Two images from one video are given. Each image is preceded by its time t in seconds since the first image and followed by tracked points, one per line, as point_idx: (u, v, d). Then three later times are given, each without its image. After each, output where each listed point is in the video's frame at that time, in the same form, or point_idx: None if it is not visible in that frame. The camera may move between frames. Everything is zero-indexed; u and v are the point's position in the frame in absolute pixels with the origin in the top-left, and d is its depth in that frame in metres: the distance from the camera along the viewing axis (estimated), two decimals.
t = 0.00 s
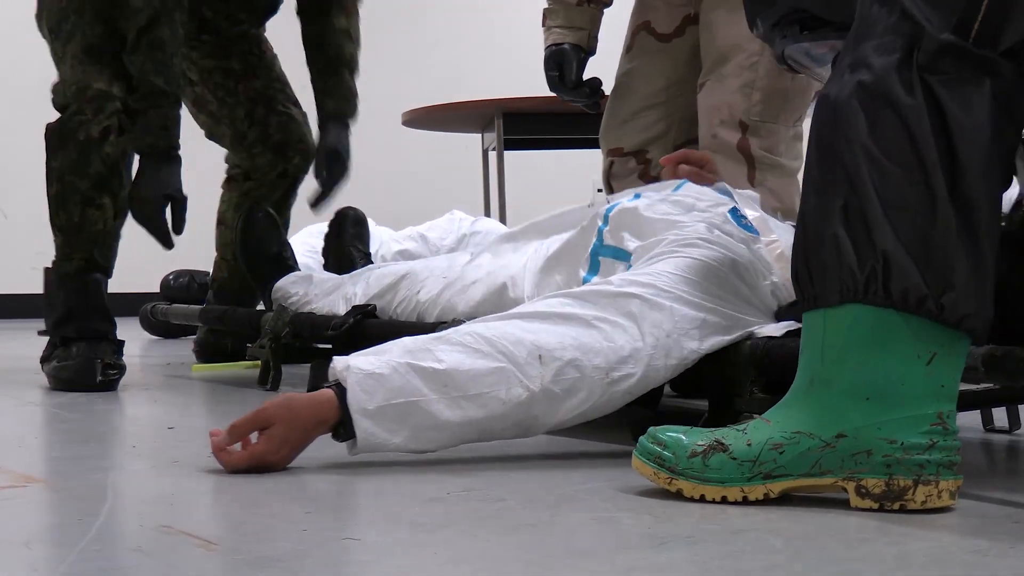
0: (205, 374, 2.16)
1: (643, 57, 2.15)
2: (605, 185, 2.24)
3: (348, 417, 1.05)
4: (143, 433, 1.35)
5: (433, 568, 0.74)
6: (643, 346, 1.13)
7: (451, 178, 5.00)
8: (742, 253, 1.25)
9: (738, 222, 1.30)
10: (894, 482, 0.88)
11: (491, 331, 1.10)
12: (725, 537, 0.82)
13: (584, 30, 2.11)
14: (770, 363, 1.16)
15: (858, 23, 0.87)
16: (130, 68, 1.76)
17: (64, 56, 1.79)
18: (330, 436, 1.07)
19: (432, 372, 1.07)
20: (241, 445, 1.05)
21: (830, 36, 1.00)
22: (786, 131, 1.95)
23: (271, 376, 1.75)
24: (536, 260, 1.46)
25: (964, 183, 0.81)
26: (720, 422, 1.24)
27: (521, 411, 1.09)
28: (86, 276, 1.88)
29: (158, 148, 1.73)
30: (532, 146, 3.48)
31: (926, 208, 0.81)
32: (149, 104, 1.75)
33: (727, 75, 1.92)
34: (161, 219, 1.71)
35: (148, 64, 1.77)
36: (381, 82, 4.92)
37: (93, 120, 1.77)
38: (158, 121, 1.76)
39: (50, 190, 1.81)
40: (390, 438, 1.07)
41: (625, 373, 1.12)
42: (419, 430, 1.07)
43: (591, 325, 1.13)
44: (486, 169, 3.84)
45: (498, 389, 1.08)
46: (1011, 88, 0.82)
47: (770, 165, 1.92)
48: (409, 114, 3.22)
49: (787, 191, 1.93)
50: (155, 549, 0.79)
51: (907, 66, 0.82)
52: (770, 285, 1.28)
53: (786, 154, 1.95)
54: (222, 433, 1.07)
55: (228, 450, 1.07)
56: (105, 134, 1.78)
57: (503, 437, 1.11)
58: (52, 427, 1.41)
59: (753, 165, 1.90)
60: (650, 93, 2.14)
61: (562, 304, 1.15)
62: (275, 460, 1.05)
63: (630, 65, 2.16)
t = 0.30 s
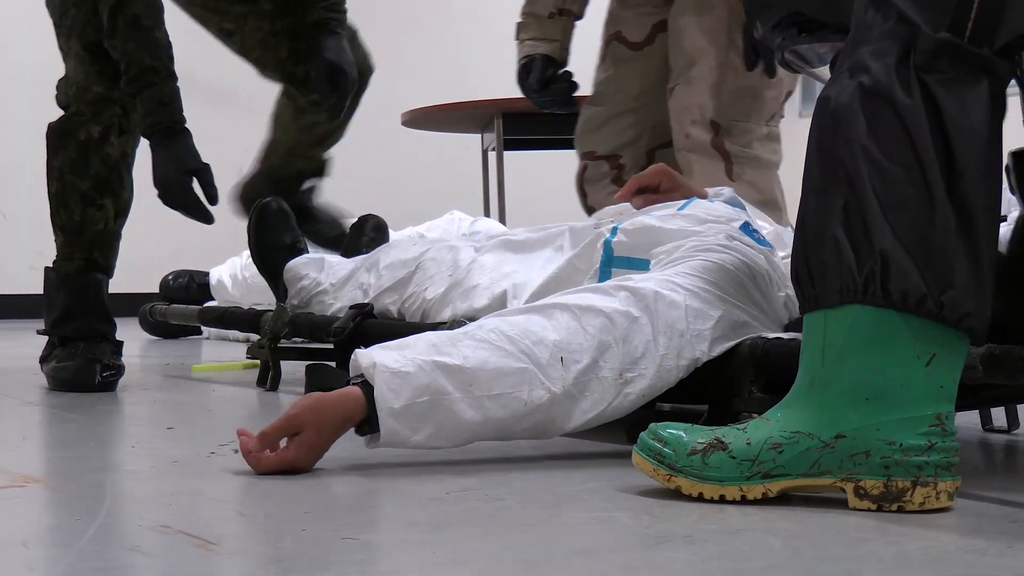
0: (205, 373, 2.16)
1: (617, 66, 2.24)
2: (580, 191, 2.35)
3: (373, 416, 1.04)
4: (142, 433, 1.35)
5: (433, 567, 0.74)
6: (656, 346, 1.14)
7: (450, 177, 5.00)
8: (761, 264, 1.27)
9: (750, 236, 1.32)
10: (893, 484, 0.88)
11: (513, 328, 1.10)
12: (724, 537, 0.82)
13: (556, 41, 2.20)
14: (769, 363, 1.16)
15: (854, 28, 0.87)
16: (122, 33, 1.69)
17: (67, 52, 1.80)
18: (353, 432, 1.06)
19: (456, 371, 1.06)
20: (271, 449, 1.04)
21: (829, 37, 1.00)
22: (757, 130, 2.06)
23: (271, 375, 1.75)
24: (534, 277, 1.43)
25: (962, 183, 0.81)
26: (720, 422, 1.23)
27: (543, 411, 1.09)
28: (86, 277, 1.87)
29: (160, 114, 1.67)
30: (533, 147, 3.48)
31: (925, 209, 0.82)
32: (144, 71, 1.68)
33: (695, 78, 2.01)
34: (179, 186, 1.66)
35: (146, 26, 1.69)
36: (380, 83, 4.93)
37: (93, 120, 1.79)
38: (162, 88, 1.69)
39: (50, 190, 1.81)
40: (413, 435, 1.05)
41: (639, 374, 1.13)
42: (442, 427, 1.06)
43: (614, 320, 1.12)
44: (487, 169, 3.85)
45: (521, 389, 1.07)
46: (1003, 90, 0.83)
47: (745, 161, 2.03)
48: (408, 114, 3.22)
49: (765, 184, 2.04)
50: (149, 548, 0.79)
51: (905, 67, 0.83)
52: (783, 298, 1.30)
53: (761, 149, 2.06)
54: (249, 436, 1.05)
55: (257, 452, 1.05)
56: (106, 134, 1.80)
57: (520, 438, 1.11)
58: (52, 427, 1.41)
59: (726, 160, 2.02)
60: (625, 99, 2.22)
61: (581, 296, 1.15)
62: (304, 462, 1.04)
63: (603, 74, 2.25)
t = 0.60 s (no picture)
0: (198, 374, 2.15)
1: (580, 74, 2.24)
2: (551, 197, 2.32)
3: (363, 417, 1.04)
4: (135, 434, 1.34)
5: (429, 567, 0.74)
6: (648, 346, 1.14)
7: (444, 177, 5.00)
8: (751, 259, 1.27)
9: (738, 231, 1.31)
10: (886, 483, 0.88)
11: (504, 334, 1.10)
12: (719, 537, 0.82)
13: (495, 55, 2.24)
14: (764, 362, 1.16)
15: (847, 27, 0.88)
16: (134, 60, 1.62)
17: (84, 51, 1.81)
18: (343, 435, 1.06)
19: (449, 375, 1.06)
20: (262, 448, 1.04)
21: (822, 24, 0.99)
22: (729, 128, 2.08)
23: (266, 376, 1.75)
24: (526, 272, 1.41)
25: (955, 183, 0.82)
26: (714, 420, 1.24)
27: (534, 413, 1.09)
28: (83, 276, 1.87)
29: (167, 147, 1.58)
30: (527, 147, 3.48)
31: (918, 209, 0.82)
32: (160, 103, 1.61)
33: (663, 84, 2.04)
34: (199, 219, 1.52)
35: (158, 55, 1.62)
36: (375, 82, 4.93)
37: (104, 121, 1.79)
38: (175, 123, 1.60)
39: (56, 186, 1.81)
40: (406, 439, 1.06)
41: (629, 375, 1.13)
42: (434, 430, 1.07)
43: (604, 323, 1.12)
44: (482, 170, 3.85)
45: (513, 392, 1.08)
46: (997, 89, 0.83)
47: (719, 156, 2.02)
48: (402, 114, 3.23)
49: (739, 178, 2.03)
50: (143, 549, 0.79)
51: (899, 67, 0.83)
52: (775, 292, 1.30)
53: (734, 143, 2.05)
54: (243, 435, 1.05)
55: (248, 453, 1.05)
56: (117, 136, 1.80)
57: (516, 443, 1.11)
58: (46, 427, 1.41)
59: (703, 156, 2.03)
60: (593, 104, 2.22)
61: (571, 302, 1.15)
62: (296, 461, 1.04)
63: (565, 82, 2.26)
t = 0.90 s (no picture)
0: (193, 372, 2.15)
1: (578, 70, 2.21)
2: (551, 196, 2.30)
3: (356, 416, 1.04)
4: (129, 432, 1.34)
5: (423, 565, 0.74)
6: (643, 347, 1.14)
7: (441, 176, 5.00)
8: (746, 259, 1.25)
9: (735, 231, 1.30)
10: (880, 485, 0.88)
11: (497, 334, 1.10)
12: (712, 537, 0.82)
13: (498, 61, 2.12)
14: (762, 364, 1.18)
15: (847, 28, 0.88)
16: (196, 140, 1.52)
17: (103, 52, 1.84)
18: (337, 433, 1.06)
19: (443, 374, 1.06)
20: (256, 446, 1.04)
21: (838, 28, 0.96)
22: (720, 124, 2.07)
23: (261, 373, 1.77)
24: (521, 273, 1.40)
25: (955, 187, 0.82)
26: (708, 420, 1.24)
27: (528, 413, 1.09)
28: (81, 271, 1.86)
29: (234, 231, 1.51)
30: (523, 147, 3.48)
31: (916, 211, 0.82)
32: (219, 184, 1.53)
33: (661, 73, 2.00)
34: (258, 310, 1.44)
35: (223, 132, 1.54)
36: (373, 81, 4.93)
37: (114, 115, 1.80)
38: (239, 206, 1.54)
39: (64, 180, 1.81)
40: (399, 437, 1.06)
41: (622, 376, 1.13)
42: (428, 429, 1.08)
43: (597, 323, 1.12)
44: (479, 169, 3.85)
45: (506, 392, 1.08)
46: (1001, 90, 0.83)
47: (709, 153, 2.02)
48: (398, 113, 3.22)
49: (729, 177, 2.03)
50: (137, 547, 0.79)
51: (901, 67, 0.83)
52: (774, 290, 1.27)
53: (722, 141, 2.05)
54: (237, 433, 1.05)
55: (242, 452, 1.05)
56: (125, 132, 1.81)
57: (510, 443, 1.11)
58: (40, 424, 1.41)
59: (695, 153, 2.02)
60: (592, 102, 2.18)
61: (566, 302, 1.14)
62: (290, 459, 1.04)
63: (563, 81, 2.22)
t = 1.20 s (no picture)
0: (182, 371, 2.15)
1: (579, 70, 2.21)
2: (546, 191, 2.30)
3: (345, 414, 1.04)
4: (118, 431, 1.34)
5: (411, 564, 0.74)
6: (631, 346, 1.14)
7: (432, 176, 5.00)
8: (735, 255, 1.25)
9: (723, 230, 1.30)
10: (868, 483, 0.89)
11: (487, 333, 1.10)
12: (700, 536, 0.82)
13: (510, 60, 2.07)
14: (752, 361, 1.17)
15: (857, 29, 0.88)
16: (212, 179, 1.55)
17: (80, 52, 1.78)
18: (325, 432, 1.06)
19: (431, 372, 1.06)
20: (244, 445, 1.04)
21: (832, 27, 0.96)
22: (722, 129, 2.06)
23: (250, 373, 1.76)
24: (511, 273, 1.40)
25: (955, 189, 0.82)
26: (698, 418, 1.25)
27: (518, 412, 1.09)
28: (67, 275, 1.86)
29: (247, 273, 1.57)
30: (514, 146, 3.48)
31: (914, 212, 0.82)
32: (234, 225, 1.57)
33: (670, 80, 1.99)
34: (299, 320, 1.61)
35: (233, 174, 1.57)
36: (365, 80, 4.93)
37: (97, 117, 1.76)
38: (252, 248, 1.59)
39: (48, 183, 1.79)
40: (388, 436, 1.06)
41: (611, 375, 1.13)
42: (418, 427, 1.08)
43: (586, 322, 1.12)
44: (469, 168, 3.85)
45: (495, 390, 1.08)
46: (1008, 92, 0.83)
47: (710, 161, 2.02)
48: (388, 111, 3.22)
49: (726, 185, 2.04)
50: (124, 547, 0.79)
51: (907, 67, 0.83)
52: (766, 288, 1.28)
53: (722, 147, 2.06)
54: (226, 432, 1.05)
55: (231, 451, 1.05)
56: (109, 135, 1.77)
57: (499, 442, 1.11)
58: (29, 423, 1.41)
59: (696, 160, 2.01)
60: (590, 103, 2.19)
61: (556, 302, 1.14)
62: (279, 458, 1.04)
63: (564, 77, 2.22)
